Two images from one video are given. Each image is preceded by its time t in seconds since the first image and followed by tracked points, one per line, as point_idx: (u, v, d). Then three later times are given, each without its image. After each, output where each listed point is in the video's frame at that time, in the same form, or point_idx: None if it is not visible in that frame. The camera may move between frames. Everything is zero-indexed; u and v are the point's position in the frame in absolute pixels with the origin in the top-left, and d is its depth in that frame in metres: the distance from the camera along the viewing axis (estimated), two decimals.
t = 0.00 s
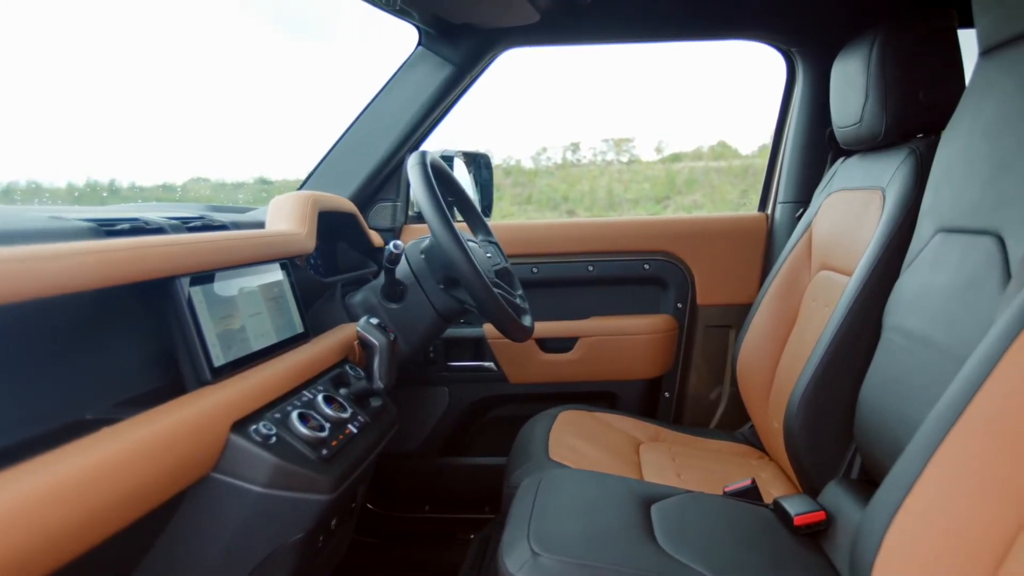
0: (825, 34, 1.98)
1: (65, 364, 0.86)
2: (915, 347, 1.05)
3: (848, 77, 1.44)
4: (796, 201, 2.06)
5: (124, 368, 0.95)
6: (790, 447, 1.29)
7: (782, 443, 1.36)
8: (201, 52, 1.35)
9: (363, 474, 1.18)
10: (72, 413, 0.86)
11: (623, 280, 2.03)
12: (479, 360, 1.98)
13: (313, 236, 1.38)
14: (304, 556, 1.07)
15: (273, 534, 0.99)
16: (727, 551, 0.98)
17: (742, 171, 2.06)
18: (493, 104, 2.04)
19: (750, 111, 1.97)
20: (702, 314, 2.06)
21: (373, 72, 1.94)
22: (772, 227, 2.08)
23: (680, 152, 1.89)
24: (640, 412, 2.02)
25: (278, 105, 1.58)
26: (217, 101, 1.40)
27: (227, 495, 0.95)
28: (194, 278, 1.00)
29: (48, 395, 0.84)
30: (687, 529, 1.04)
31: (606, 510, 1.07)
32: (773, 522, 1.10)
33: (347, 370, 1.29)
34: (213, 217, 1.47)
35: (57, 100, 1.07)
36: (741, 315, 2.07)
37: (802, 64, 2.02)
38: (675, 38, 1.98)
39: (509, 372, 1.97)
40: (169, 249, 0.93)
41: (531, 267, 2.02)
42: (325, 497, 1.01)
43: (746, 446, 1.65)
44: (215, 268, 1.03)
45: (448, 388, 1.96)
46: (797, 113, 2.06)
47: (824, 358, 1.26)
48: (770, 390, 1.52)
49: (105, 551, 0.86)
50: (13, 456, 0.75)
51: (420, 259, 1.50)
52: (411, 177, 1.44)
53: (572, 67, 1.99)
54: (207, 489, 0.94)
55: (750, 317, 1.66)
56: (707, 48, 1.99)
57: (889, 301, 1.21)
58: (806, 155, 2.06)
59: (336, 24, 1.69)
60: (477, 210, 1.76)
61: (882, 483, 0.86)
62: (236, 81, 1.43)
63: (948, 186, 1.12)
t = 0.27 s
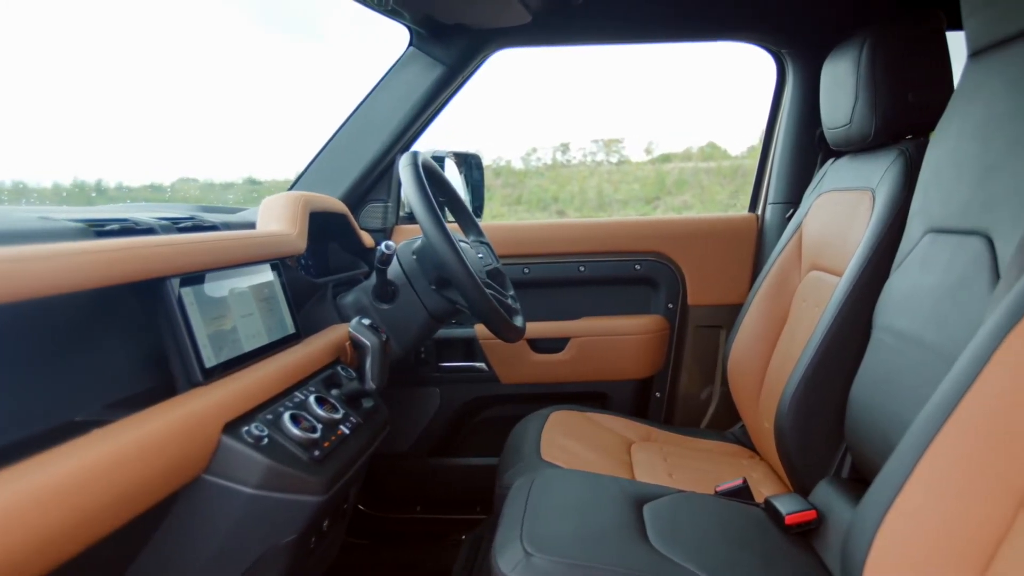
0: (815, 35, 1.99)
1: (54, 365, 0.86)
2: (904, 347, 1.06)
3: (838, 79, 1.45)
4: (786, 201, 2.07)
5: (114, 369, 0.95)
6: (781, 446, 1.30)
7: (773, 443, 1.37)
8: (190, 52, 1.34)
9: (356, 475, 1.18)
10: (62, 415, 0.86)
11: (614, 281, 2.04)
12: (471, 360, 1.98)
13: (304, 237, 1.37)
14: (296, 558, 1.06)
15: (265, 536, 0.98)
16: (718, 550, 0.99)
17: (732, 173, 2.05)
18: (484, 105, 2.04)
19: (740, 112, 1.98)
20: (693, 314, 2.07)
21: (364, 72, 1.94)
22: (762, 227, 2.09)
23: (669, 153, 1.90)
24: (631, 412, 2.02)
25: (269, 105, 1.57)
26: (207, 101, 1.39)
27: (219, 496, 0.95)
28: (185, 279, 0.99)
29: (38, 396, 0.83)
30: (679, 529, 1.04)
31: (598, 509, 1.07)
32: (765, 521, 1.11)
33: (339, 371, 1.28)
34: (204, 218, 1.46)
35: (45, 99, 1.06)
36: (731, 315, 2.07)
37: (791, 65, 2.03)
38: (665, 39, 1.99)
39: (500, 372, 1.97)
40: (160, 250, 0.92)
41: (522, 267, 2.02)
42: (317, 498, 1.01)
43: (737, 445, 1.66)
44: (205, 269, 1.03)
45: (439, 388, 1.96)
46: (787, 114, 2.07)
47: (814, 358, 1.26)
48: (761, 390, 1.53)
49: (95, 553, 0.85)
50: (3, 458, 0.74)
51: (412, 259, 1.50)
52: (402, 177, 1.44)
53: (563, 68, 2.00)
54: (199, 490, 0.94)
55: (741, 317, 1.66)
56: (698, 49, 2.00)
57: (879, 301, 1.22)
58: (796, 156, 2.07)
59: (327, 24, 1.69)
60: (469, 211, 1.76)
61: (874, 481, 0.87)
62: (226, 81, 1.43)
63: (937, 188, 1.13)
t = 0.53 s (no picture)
0: (803, 37, 2.01)
1: (42, 367, 0.85)
2: (893, 347, 1.07)
3: (826, 81, 1.46)
4: (774, 202, 2.09)
5: (102, 371, 0.94)
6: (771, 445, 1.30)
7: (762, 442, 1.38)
8: (177, 51, 1.33)
9: (346, 476, 1.18)
10: (50, 417, 0.85)
11: (604, 281, 2.04)
12: (460, 361, 1.97)
13: (294, 237, 1.37)
14: (287, 560, 1.06)
15: (255, 538, 0.98)
16: (709, 549, 0.99)
17: (720, 173, 2.05)
18: (474, 105, 2.04)
19: (728, 113, 1.99)
20: (682, 314, 2.08)
21: (353, 72, 1.93)
22: (751, 228, 2.10)
23: (657, 154, 1.90)
24: (620, 412, 2.03)
25: (259, 105, 1.57)
26: (195, 101, 1.38)
27: (210, 498, 0.94)
28: (174, 280, 0.98)
29: (25, 398, 0.82)
30: (670, 528, 1.05)
31: (590, 509, 1.07)
32: (755, 520, 1.12)
33: (329, 372, 1.28)
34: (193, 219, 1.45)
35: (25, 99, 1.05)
36: (720, 315, 2.08)
37: (780, 67, 2.04)
38: (654, 41, 1.99)
39: (490, 373, 1.97)
40: (150, 250, 0.92)
41: (512, 268, 2.02)
42: (308, 499, 1.01)
43: (726, 445, 1.67)
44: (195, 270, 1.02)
45: (429, 389, 1.96)
46: (775, 116, 2.08)
47: (803, 357, 1.27)
48: (750, 389, 1.54)
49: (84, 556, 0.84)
50: None
51: (402, 260, 1.49)
52: (392, 178, 1.44)
53: (552, 69, 2.00)
54: (189, 492, 0.93)
55: (730, 317, 1.67)
56: (686, 51, 2.01)
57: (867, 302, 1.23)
58: (784, 157, 2.08)
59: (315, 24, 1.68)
60: (459, 212, 1.76)
61: (863, 480, 0.87)
62: (214, 80, 1.42)
63: (924, 189, 1.14)
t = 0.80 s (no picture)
0: (792, 39, 2.02)
1: (27, 369, 0.84)
2: (880, 347, 1.08)
3: (815, 83, 1.47)
4: (763, 203, 2.10)
5: (89, 373, 0.93)
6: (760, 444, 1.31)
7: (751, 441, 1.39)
8: (164, 51, 1.32)
9: (337, 477, 1.18)
10: (36, 420, 0.84)
11: (594, 282, 2.05)
12: (450, 362, 1.97)
13: (283, 238, 1.36)
14: (278, 560, 1.06)
15: (245, 541, 0.97)
16: (698, 547, 1.00)
17: (708, 174, 2.06)
18: (463, 106, 2.04)
19: (717, 114, 2.00)
20: (671, 315, 2.08)
21: (342, 72, 1.92)
22: (740, 229, 2.11)
23: (645, 155, 1.91)
24: (610, 412, 2.04)
25: (249, 105, 1.56)
26: (183, 101, 1.38)
27: (199, 500, 0.94)
28: (163, 281, 0.98)
29: (11, 401, 0.81)
30: (661, 527, 1.05)
31: (581, 509, 1.08)
32: (744, 519, 1.13)
33: (319, 373, 1.27)
34: (181, 219, 1.44)
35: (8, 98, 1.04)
36: (709, 316, 2.09)
37: (768, 68, 2.05)
38: (643, 42, 2.00)
39: (480, 373, 1.97)
40: (138, 251, 0.91)
41: (502, 269, 2.03)
42: (298, 501, 1.00)
43: (715, 444, 1.68)
44: (184, 271, 1.01)
45: (419, 389, 1.96)
46: (764, 117, 2.10)
47: (792, 357, 1.28)
48: (739, 389, 1.54)
49: (72, 560, 0.84)
50: None
51: (392, 261, 1.49)
52: (382, 178, 1.43)
53: (542, 69, 2.00)
54: (178, 494, 0.93)
55: (719, 317, 1.68)
56: (675, 52, 2.02)
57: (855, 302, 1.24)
58: (773, 158, 2.10)
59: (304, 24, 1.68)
60: (449, 212, 1.76)
61: (852, 480, 0.88)
62: (202, 80, 1.41)
63: (911, 190, 1.15)
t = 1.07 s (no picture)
0: (781, 41, 2.03)
1: (15, 372, 0.84)
2: (870, 346, 1.09)
3: (804, 84, 1.48)
4: (753, 204, 2.11)
5: (78, 375, 0.92)
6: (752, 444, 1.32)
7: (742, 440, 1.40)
8: (154, 50, 1.31)
9: (329, 478, 1.17)
10: (24, 422, 0.83)
11: (585, 282, 2.05)
12: (441, 362, 1.97)
13: (274, 238, 1.36)
14: (270, 562, 1.05)
15: (237, 542, 0.97)
16: (690, 546, 1.01)
17: (697, 175, 2.07)
18: (454, 106, 2.04)
19: (707, 115, 2.01)
20: (661, 315, 2.09)
21: (332, 72, 1.92)
22: (730, 230, 2.12)
23: (634, 156, 1.92)
24: (601, 412, 2.04)
25: (238, 105, 1.55)
26: (172, 101, 1.37)
27: (191, 502, 0.93)
28: (153, 282, 0.97)
29: None
30: (653, 527, 1.06)
31: (573, 509, 1.08)
32: (736, 518, 1.14)
33: (311, 373, 1.27)
34: (171, 220, 1.43)
35: None
36: (700, 316, 2.10)
37: (758, 69, 2.07)
38: (633, 44, 2.01)
39: (471, 374, 1.97)
40: (128, 252, 0.91)
41: (493, 269, 2.03)
42: (291, 502, 1.00)
43: (706, 444, 1.69)
44: (175, 272, 1.01)
45: (410, 390, 1.96)
46: (754, 118, 2.11)
47: (782, 358, 1.29)
48: (729, 389, 1.55)
49: (63, 563, 0.83)
50: None
51: (383, 262, 1.49)
52: (373, 179, 1.43)
53: (532, 70, 2.00)
54: (170, 496, 0.92)
55: (709, 317, 1.69)
56: (665, 53, 2.03)
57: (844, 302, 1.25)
58: (762, 160, 2.11)
59: (293, 24, 1.67)
60: (440, 213, 1.76)
61: (843, 479, 0.89)
62: (192, 80, 1.40)
63: (900, 191, 1.16)
